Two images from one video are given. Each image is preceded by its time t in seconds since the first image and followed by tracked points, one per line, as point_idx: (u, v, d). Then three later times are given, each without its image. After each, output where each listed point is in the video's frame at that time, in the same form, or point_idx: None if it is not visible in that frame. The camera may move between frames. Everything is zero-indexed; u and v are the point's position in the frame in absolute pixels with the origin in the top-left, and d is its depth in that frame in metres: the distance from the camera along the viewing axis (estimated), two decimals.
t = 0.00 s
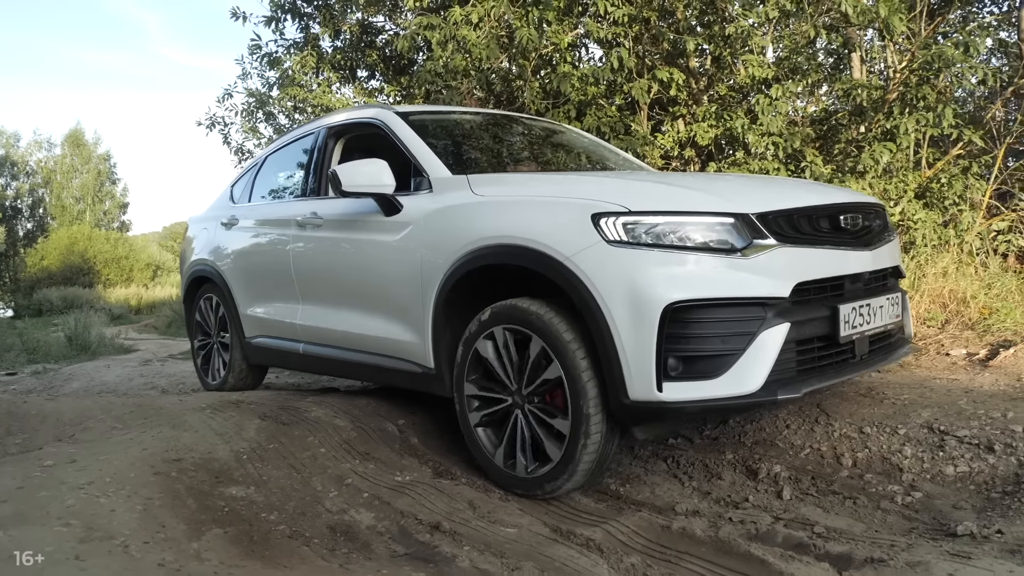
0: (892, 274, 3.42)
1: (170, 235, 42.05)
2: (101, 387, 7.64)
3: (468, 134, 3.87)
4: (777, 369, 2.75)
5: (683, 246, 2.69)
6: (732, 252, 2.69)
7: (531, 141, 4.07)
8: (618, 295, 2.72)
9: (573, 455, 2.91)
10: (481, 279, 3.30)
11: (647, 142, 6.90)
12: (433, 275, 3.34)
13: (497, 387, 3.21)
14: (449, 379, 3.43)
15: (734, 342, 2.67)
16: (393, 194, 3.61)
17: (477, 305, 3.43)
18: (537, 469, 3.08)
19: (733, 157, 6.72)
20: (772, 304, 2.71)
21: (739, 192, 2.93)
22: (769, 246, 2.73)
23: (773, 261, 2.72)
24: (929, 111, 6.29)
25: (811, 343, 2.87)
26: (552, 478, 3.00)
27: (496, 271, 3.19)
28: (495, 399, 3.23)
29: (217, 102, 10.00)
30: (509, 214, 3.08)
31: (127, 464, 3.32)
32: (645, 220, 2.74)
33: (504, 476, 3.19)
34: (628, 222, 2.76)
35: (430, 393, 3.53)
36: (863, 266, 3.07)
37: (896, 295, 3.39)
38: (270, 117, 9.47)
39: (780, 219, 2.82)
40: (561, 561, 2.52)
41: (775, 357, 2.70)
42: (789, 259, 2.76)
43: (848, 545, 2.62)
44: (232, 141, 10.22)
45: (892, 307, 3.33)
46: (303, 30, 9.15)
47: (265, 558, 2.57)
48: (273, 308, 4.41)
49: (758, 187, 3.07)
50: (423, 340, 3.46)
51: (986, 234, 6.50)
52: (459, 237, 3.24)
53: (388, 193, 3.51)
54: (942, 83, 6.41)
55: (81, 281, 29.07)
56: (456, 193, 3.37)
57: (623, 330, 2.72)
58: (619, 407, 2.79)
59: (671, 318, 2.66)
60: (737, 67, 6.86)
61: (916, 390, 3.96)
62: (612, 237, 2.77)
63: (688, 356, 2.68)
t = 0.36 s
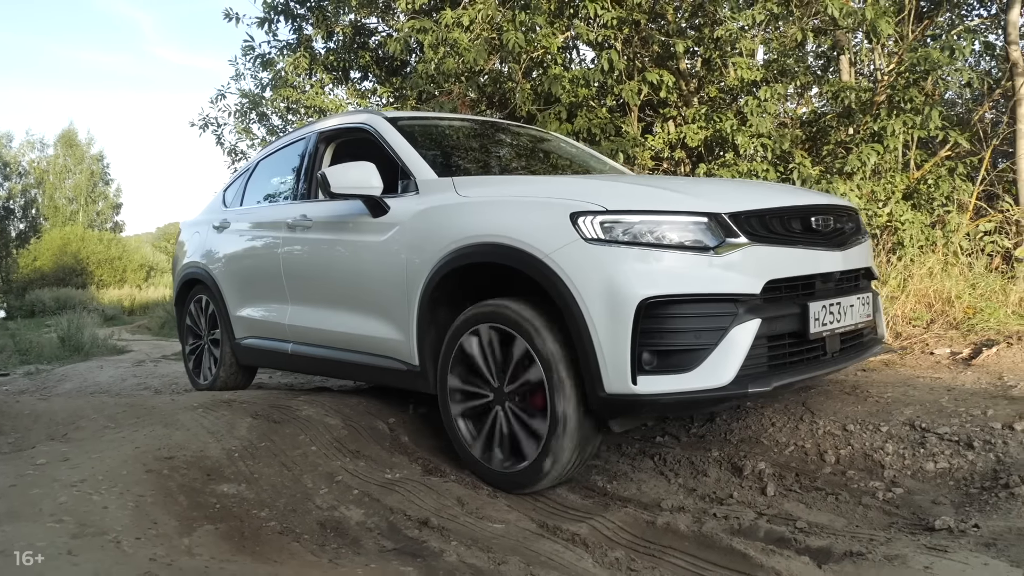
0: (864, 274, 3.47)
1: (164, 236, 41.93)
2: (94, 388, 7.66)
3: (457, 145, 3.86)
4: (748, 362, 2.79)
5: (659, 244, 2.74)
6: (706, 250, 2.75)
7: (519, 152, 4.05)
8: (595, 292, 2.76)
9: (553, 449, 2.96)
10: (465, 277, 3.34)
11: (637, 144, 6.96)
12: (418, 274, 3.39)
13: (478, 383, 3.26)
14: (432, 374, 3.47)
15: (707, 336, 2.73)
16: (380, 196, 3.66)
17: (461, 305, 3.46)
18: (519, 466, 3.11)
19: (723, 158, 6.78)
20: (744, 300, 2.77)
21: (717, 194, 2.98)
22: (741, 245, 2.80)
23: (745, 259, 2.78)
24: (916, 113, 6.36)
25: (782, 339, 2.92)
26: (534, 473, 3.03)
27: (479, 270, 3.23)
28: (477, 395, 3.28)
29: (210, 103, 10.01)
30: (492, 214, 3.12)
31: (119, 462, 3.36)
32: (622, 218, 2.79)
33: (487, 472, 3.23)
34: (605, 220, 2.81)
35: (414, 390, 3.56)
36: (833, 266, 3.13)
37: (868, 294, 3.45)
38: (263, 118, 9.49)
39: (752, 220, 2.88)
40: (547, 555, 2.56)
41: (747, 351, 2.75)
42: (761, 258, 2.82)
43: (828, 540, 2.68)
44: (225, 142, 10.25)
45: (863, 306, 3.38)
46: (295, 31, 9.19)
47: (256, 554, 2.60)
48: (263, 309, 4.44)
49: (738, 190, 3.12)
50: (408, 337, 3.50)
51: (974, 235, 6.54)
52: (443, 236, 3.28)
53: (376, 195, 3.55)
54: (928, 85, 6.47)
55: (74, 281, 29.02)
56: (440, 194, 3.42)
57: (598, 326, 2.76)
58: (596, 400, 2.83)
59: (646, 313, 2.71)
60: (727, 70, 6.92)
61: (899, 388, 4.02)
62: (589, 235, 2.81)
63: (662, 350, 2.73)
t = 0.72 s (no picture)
0: (831, 273, 3.53)
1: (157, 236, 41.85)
2: (89, 389, 7.67)
3: (447, 158, 3.84)
4: (714, 356, 2.85)
5: (628, 244, 2.79)
6: (672, 249, 2.80)
7: (509, 164, 4.04)
8: (565, 291, 2.81)
9: (527, 442, 3.01)
10: (445, 277, 3.38)
11: (630, 145, 7.01)
12: (398, 275, 3.43)
13: (456, 380, 3.32)
14: (412, 373, 3.50)
15: (672, 331, 2.78)
16: (362, 200, 3.71)
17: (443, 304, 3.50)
18: (497, 460, 3.17)
19: (715, 160, 6.84)
20: (709, 297, 2.82)
21: (689, 196, 3.03)
22: (706, 244, 2.85)
23: (710, 257, 2.83)
24: (904, 114, 6.42)
25: (747, 335, 2.98)
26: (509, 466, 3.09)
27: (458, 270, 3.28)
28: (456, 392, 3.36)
29: (204, 104, 10.03)
30: (468, 215, 3.17)
31: (115, 461, 3.39)
32: (591, 219, 2.84)
33: (469, 468, 3.29)
34: (574, 221, 2.85)
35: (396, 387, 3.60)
36: (798, 264, 3.18)
37: (835, 291, 3.50)
38: (257, 120, 9.51)
39: (717, 220, 2.94)
40: (538, 551, 2.61)
41: (713, 345, 2.80)
42: (726, 257, 2.87)
43: (814, 535, 2.73)
44: (219, 143, 10.27)
45: (830, 303, 3.43)
46: (289, 33, 9.22)
47: (251, 550, 2.64)
48: (251, 312, 4.47)
49: (714, 192, 3.17)
50: (392, 337, 3.53)
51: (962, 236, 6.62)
52: (420, 237, 3.32)
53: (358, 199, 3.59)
54: (915, 87, 6.54)
55: (67, 283, 28.93)
56: (418, 197, 3.46)
57: (568, 323, 2.81)
58: (567, 394, 2.87)
59: (612, 309, 2.76)
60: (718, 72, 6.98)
61: (885, 387, 4.08)
62: (558, 235, 2.86)
63: (630, 345, 2.78)
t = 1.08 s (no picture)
0: (836, 268, 3.60)
1: (150, 237, 41.77)
2: (83, 389, 7.69)
3: (442, 157, 3.85)
4: (720, 341, 2.90)
5: (636, 226, 2.85)
6: (680, 233, 2.86)
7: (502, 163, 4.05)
8: (575, 272, 2.85)
9: (534, 425, 3.01)
10: (451, 265, 3.43)
11: (622, 147, 7.06)
12: (405, 263, 3.48)
13: (463, 367, 3.34)
14: (418, 361, 3.55)
15: (679, 314, 2.84)
16: (371, 192, 3.75)
17: (448, 295, 3.55)
18: (503, 445, 3.16)
19: (706, 162, 6.90)
20: (715, 282, 2.87)
21: (694, 185, 3.10)
22: (713, 228, 2.91)
23: (716, 241, 2.90)
24: (893, 117, 6.50)
25: (753, 321, 3.04)
26: (517, 450, 3.08)
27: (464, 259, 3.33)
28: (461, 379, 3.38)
29: (198, 105, 10.04)
30: (476, 203, 3.22)
31: (114, 459, 3.43)
32: (599, 204, 2.91)
33: (473, 456, 3.27)
34: (583, 205, 2.92)
35: (400, 376, 3.63)
36: (802, 255, 3.25)
37: (838, 285, 3.58)
38: (252, 120, 9.54)
39: (724, 207, 3.00)
40: (531, 546, 2.67)
41: (719, 329, 2.86)
42: (732, 242, 2.93)
43: (800, 530, 2.79)
44: (214, 144, 10.30)
45: (833, 295, 3.51)
46: (284, 34, 9.26)
47: (250, 545, 2.69)
48: (255, 308, 4.51)
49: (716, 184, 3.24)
50: (398, 326, 3.57)
51: (951, 238, 6.71)
52: (428, 223, 3.39)
53: (367, 190, 3.64)
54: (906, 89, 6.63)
55: (59, 283, 28.85)
56: (428, 187, 3.53)
57: (577, 302, 2.85)
58: (575, 375, 2.90)
59: (621, 291, 2.81)
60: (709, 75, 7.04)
61: (872, 386, 4.15)
62: (569, 218, 2.92)
63: (638, 328, 2.83)
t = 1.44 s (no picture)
0: (841, 266, 3.66)
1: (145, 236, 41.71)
2: (80, 390, 7.71)
3: (442, 150, 3.92)
4: (729, 337, 2.95)
5: (644, 222, 2.90)
6: (688, 229, 2.92)
7: (502, 156, 4.14)
8: (583, 268, 2.89)
9: (542, 421, 3.04)
10: (456, 263, 3.48)
11: (616, 149, 7.10)
12: (410, 260, 3.52)
13: (469, 364, 3.36)
14: (423, 359, 3.58)
15: (688, 311, 2.89)
16: (376, 189, 3.79)
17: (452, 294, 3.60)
18: (511, 442, 3.19)
19: (700, 163, 6.96)
20: (724, 278, 2.93)
21: (699, 181, 3.15)
22: (721, 224, 2.97)
23: (725, 238, 2.95)
24: (885, 119, 6.57)
25: (761, 318, 3.10)
26: (526, 446, 3.10)
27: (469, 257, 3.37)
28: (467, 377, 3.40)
29: (195, 106, 10.07)
30: (482, 200, 3.26)
31: (114, 457, 3.47)
32: (608, 200, 2.95)
33: (480, 454, 3.30)
34: (591, 201, 2.96)
35: (405, 374, 3.67)
36: (809, 251, 3.30)
37: (844, 282, 3.65)
38: (248, 121, 9.57)
39: (732, 203, 3.07)
40: (526, 541, 2.71)
41: (727, 326, 2.91)
42: (740, 238, 2.99)
43: (790, 525, 2.84)
44: (210, 145, 10.32)
45: (839, 291, 3.57)
46: (281, 36, 9.29)
47: (249, 541, 2.73)
48: (257, 306, 4.55)
49: (717, 178, 3.29)
50: (402, 323, 3.61)
51: (943, 240, 6.80)
52: (434, 220, 3.43)
53: (371, 188, 3.68)
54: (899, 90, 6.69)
55: (54, 283, 28.80)
56: (433, 184, 3.57)
57: (585, 296, 2.89)
58: (583, 372, 2.93)
59: (631, 288, 2.85)
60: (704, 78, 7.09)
61: (863, 385, 4.21)
62: (576, 215, 2.95)
63: (646, 324, 2.88)
